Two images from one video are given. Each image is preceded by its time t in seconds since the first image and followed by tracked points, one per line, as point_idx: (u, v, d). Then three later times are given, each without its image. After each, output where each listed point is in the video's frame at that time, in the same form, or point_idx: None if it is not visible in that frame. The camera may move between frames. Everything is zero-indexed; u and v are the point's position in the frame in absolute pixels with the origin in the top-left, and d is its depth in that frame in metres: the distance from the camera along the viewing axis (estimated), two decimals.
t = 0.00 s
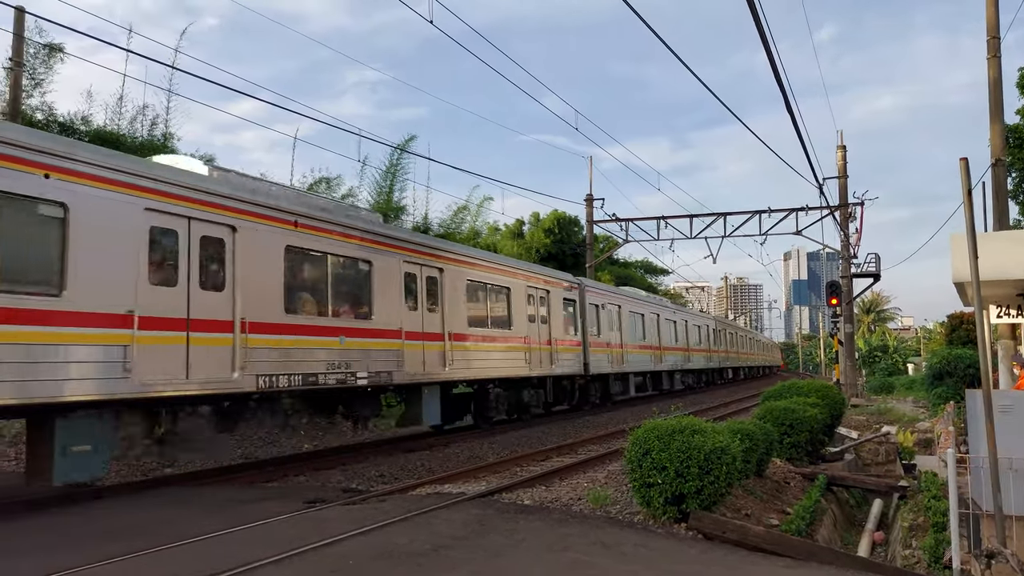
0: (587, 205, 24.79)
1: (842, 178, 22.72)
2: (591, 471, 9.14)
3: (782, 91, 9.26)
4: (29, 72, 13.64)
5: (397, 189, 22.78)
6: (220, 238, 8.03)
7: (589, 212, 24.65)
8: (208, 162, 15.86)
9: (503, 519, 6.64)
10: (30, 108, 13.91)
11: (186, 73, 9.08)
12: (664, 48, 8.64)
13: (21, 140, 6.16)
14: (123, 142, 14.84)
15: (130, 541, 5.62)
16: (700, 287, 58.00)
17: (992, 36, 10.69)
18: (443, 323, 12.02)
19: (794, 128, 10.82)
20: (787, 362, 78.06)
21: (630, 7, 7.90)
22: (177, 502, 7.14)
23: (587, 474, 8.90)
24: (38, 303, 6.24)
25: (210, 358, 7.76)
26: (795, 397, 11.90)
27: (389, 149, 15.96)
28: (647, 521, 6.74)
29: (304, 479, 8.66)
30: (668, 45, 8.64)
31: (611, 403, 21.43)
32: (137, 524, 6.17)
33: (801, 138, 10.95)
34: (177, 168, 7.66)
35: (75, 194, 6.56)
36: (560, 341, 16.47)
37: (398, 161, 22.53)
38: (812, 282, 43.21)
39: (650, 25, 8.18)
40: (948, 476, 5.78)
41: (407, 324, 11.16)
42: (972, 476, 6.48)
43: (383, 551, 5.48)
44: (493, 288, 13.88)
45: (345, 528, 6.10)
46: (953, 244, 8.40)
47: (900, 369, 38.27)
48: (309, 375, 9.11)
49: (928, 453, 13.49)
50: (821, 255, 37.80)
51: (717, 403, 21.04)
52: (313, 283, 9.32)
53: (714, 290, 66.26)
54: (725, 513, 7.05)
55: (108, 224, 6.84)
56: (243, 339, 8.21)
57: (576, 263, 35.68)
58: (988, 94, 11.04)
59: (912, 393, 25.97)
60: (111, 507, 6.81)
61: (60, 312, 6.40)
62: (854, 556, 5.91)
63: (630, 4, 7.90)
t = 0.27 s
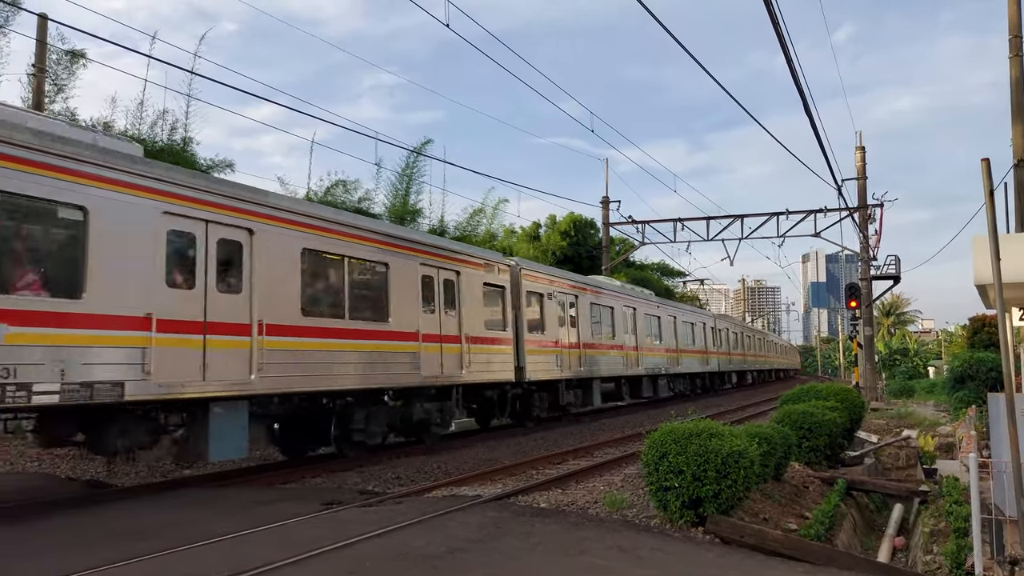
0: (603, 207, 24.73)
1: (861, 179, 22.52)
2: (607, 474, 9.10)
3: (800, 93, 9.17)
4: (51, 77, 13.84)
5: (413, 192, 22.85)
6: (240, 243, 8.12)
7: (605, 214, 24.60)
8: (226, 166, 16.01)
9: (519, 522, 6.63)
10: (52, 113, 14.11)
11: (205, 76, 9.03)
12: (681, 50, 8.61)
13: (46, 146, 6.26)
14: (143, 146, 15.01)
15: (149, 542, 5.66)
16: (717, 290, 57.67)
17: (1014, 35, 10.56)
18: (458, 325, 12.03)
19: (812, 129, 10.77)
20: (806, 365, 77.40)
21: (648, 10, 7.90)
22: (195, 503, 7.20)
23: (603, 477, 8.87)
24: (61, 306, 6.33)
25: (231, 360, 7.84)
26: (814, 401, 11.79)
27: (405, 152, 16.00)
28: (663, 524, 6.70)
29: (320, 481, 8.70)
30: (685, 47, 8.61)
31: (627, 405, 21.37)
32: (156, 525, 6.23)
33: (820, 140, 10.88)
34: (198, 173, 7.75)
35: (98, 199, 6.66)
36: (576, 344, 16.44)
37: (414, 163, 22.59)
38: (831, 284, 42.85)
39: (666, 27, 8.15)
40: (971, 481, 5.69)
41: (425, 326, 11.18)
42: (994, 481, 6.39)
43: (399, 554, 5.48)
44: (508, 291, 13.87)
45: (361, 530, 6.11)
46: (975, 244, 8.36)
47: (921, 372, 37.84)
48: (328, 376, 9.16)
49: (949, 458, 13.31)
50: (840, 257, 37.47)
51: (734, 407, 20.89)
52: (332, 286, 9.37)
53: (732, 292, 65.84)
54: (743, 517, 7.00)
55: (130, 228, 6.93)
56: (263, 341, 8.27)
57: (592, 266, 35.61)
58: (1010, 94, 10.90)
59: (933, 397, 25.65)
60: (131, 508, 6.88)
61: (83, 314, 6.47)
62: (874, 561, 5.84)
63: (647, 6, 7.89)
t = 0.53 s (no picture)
0: (612, 208, 24.71)
1: (873, 180, 22.39)
2: (618, 476, 9.09)
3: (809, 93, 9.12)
4: (65, 81, 13.96)
5: (423, 194, 22.91)
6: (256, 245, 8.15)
7: (615, 216, 24.57)
8: (238, 168, 16.10)
9: (529, 523, 6.63)
10: (66, 116, 14.23)
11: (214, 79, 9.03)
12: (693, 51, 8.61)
13: (65, 150, 6.30)
14: (156, 149, 15.12)
15: (162, 542, 5.70)
16: (727, 291, 57.47)
17: None
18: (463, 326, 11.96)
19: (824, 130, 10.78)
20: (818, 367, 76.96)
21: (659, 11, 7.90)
22: (207, 503, 7.25)
23: (614, 480, 8.85)
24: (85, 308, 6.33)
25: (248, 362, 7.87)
26: (826, 403, 11.72)
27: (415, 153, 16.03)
28: (674, 527, 6.69)
29: (331, 481, 8.73)
30: (697, 49, 8.60)
31: (638, 407, 21.33)
32: (170, 525, 6.28)
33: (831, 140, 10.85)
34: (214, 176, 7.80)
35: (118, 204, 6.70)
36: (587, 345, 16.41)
37: (424, 165, 22.65)
38: (842, 286, 42.60)
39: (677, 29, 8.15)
40: (985, 483, 5.63)
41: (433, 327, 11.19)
42: (1008, 484, 6.34)
43: (410, 555, 5.49)
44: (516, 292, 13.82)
45: (372, 531, 6.12)
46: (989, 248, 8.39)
47: (934, 375, 37.56)
48: (340, 377, 9.16)
49: (962, 460, 13.21)
50: (852, 259, 37.24)
51: (745, 409, 20.80)
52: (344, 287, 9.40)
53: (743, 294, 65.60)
54: (754, 519, 6.97)
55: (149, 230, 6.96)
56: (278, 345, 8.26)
57: (602, 267, 35.58)
58: None
59: (946, 399, 25.45)
60: (144, 508, 6.94)
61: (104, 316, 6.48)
62: (886, 565, 5.80)
63: (656, 6, 7.90)
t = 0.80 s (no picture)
0: (619, 209, 24.69)
1: (881, 181, 22.31)
2: (624, 478, 9.08)
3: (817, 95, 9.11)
4: (73, 83, 14.04)
5: (430, 195, 22.95)
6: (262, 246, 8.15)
7: (622, 217, 24.55)
8: (245, 169, 16.17)
9: (535, 524, 6.64)
10: (74, 118, 14.31)
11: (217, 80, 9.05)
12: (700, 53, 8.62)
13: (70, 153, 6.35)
14: (164, 150, 15.19)
15: (171, 542, 5.74)
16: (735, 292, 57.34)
17: None
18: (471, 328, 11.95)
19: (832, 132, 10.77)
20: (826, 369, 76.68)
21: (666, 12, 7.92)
22: (215, 504, 7.28)
23: (620, 481, 8.84)
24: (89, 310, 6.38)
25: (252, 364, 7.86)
26: (833, 404, 11.68)
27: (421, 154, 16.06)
28: (681, 529, 6.68)
29: (338, 482, 8.75)
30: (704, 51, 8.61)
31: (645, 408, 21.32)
32: (177, 525, 6.31)
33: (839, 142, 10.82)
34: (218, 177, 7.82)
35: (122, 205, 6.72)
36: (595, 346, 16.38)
37: (430, 166, 22.69)
38: (850, 287, 42.44)
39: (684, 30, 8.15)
40: (993, 485, 5.60)
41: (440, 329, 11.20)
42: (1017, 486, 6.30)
43: (417, 555, 5.52)
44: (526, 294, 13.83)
45: (380, 532, 6.14)
46: (998, 249, 8.48)
47: (942, 376, 37.38)
48: (348, 379, 9.18)
49: (971, 462, 13.14)
50: (860, 260, 37.10)
51: (753, 410, 20.74)
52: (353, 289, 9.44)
53: (750, 295, 65.44)
54: (761, 521, 6.96)
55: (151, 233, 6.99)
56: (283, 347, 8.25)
57: (609, 268, 35.57)
58: None
59: (955, 401, 25.31)
60: (152, 508, 6.97)
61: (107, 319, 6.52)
62: (894, 567, 5.79)
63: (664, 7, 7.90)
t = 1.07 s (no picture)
0: (623, 210, 24.68)
1: (885, 181, 22.26)
2: (628, 478, 9.08)
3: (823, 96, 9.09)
4: (78, 83, 14.09)
5: (433, 195, 22.97)
6: (267, 246, 8.18)
7: (625, 217, 24.54)
8: (249, 170, 16.20)
9: (539, 525, 6.64)
10: (79, 119, 14.36)
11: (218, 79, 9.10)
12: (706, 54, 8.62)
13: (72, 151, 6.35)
14: (168, 151, 15.22)
15: (176, 542, 5.75)
16: (739, 293, 57.30)
17: None
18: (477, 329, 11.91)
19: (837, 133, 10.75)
20: (830, 369, 76.57)
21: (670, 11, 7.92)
22: (219, 503, 7.30)
23: (624, 481, 8.84)
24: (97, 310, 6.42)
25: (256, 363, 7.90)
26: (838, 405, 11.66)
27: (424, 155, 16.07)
28: (685, 529, 6.68)
29: (342, 482, 8.77)
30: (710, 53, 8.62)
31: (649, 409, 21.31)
32: (181, 525, 6.33)
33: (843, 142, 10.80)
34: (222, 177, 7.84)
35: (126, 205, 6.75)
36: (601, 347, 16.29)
37: (433, 166, 22.70)
38: (855, 288, 42.36)
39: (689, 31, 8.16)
40: (998, 486, 5.58)
41: (446, 330, 11.22)
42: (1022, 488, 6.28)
43: (421, 555, 5.52)
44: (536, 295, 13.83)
45: (384, 531, 6.15)
46: (1004, 248, 8.47)
47: (947, 377, 37.30)
48: (354, 379, 9.21)
49: (976, 464, 13.11)
50: (865, 261, 37.05)
51: (757, 410, 20.71)
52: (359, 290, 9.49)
53: (754, 296, 65.36)
54: (765, 522, 6.96)
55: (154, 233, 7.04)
56: (288, 347, 8.30)
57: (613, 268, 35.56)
58: None
59: (960, 402, 25.23)
60: (157, 508, 6.99)
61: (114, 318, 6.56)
62: (898, 568, 5.78)
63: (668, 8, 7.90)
